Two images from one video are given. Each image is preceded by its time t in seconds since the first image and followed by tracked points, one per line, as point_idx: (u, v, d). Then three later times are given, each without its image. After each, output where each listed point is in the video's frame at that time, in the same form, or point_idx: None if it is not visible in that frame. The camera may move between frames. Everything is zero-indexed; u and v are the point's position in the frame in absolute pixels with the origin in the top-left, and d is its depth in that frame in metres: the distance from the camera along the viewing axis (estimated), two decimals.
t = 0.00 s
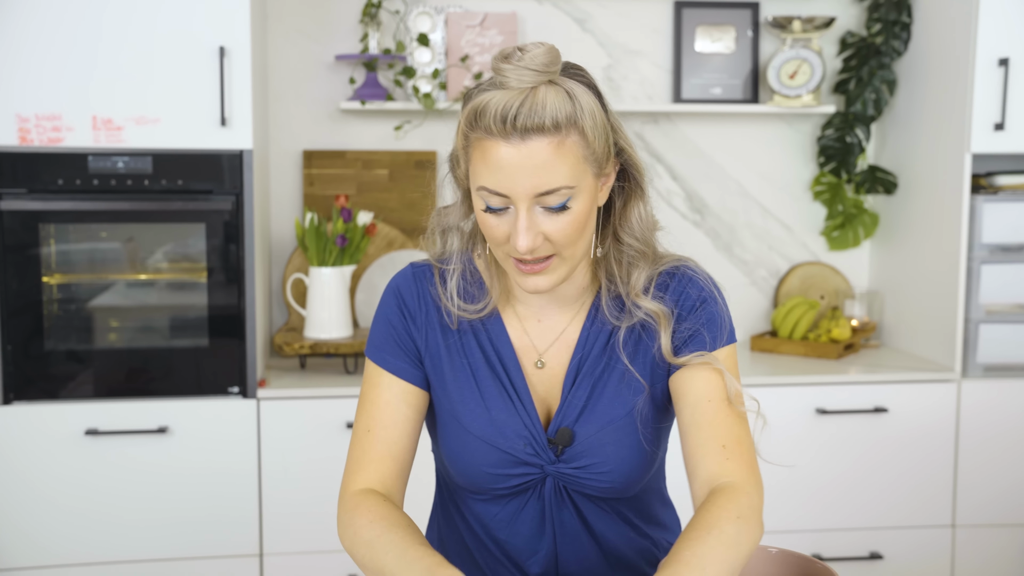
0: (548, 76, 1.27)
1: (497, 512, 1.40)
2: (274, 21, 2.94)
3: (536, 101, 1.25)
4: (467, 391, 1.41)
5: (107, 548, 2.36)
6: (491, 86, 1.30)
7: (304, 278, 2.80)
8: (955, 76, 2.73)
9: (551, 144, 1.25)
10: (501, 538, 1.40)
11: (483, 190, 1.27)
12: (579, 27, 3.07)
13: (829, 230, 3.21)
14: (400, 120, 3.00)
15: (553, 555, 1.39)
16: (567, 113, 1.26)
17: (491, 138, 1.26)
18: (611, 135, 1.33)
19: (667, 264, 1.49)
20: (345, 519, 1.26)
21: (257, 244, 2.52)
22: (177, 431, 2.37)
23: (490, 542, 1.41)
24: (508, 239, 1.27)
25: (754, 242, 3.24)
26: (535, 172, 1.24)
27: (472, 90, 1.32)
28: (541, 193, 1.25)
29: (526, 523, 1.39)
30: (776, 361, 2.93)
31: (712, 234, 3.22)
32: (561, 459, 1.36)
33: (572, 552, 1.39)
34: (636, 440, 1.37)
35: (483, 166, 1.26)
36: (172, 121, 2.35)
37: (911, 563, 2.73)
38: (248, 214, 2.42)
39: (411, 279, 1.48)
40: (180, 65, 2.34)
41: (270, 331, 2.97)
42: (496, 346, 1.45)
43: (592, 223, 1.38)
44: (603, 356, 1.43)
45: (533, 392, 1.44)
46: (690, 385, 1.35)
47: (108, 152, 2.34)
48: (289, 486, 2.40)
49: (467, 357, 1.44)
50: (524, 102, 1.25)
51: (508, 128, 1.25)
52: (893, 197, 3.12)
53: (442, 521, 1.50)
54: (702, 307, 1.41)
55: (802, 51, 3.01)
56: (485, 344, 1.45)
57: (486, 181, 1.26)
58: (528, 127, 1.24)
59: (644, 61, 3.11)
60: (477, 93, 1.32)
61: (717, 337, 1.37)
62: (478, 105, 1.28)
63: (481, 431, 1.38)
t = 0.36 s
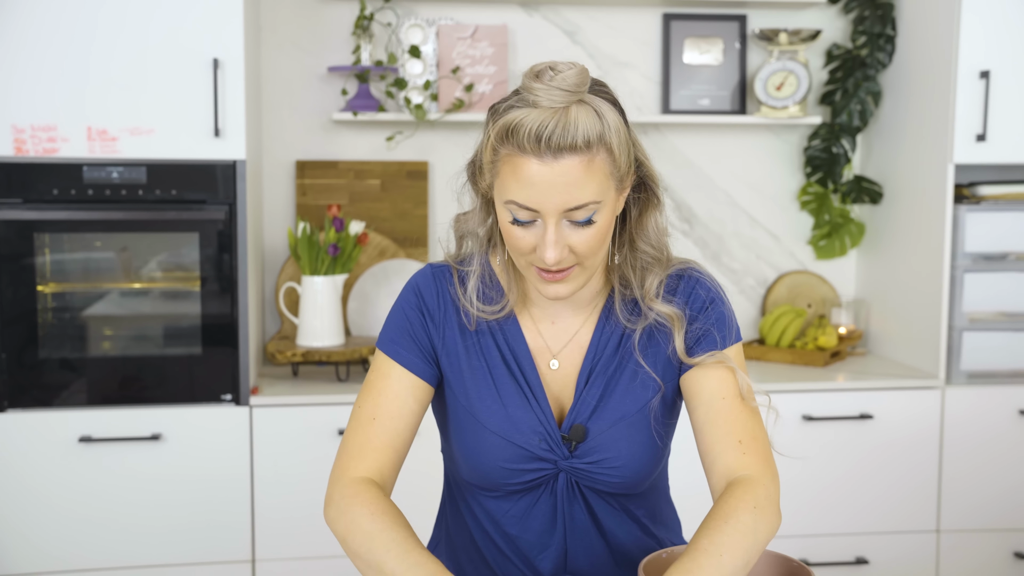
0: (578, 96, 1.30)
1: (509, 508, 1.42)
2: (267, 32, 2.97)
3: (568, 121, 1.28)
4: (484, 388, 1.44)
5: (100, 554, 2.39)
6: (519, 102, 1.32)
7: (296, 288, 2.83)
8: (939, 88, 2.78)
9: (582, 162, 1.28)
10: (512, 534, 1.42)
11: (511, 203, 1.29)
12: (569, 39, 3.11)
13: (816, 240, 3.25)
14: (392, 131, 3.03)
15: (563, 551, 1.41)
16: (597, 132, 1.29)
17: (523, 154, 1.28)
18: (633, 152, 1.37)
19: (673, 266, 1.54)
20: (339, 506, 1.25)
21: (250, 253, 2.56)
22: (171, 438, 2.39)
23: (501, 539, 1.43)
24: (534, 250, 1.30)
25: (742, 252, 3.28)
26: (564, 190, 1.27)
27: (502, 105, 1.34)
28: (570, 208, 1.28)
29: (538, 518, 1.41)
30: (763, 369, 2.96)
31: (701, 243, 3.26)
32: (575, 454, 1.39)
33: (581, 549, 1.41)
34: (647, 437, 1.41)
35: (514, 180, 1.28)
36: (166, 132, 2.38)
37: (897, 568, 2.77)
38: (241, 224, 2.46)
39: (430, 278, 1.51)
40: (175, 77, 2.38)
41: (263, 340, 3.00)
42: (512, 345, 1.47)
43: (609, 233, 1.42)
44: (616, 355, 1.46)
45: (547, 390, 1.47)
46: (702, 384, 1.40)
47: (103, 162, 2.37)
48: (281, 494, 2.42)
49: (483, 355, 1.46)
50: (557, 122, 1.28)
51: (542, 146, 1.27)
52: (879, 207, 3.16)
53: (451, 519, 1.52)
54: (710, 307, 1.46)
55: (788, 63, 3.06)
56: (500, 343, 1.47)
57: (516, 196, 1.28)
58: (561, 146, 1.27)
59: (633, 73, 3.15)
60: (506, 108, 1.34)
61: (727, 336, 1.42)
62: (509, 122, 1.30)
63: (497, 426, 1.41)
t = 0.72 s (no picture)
0: (579, 109, 1.34)
1: (499, 508, 1.44)
2: (254, 42, 3.00)
3: (571, 133, 1.31)
4: (475, 391, 1.46)
5: (88, 560, 2.40)
6: (519, 114, 1.36)
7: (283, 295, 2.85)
8: (917, 97, 2.82)
9: (583, 173, 1.30)
10: (502, 534, 1.44)
11: (511, 212, 1.31)
12: (553, 48, 3.15)
13: (798, 247, 3.30)
14: (378, 139, 3.06)
15: (551, 550, 1.44)
16: (597, 144, 1.32)
17: (525, 165, 1.30)
18: (629, 164, 1.41)
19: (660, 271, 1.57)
20: (324, 500, 1.26)
21: (237, 261, 2.58)
22: (158, 444, 2.41)
23: (490, 539, 1.46)
24: (532, 258, 1.32)
25: (725, 259, 3.32)
26: (566, 201, 1.29)
27: (504, 116, 1.37)
28: (570, 218, 1.30)
29: (527, 518, 1.44)
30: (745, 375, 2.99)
31: (685, 251, 3.30)
32: (566, 455, 1.42)
33: (569, 548, 1.44)
34: (636, 437, 1.44)
35: (515, 190, 1.31)
36: (153, 141, 2.40)
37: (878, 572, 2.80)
38: (228, 231, 2.48)
39: (421, 282, 1.53)
40: (162, 86, 2.40)
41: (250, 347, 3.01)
42: (502, 349, 1.50)
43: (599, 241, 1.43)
44: (605, 358, 1.49)
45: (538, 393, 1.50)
46: (693, 385, 1.44)
47: (90, 170, 2.39)
48: (267, 501, 2.44)
49: (475, 358, 1.49)
50: (560, 134, 1.31)
51: (545, 158, 1.30)
52: (860, 215, 3.20)
53: (438, 520, 1.54)
54: (697, 310, 1.50)
55: (770, 72, 3.10)
56: (491, 347, 1.49)
57: (516, 205, 1.31)
58: (564, 158, 1.30)
59: (618, 83, 3.19)
60: (507, 119, 1.37)
61: (714, 337, 1.47)
62: (512, 133, 1.33)
63: (489, 428, 1.43)
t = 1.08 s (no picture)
0: (581, 128, 1.34)
1: (490, 512, 1.46)
2: (241, 50, 3.01)
3: (577, 153, 1.32)
4: (468, 397, 1.46)
5: (75, 565, 2.41)
6: (521, 130, 1.36)
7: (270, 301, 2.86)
8: (897, 106, 2.87)
9: (587, 191, 1.32)
10: (492, 537, 1.45)
11: (514, 228, 1.34)
12: (538, 56, 3.18)
13: (781, 253, 3.34)
14: (364, 146, 3.08)
15: (541, 552, 1.45)
16: (601, 163, 1.34)
17: (530, 183, 1.32)
18: (623, 176, 1.44)
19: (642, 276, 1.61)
20: (316, 506, 1.22)
21: (224, 267, 2.59)
22: (145, 449, 2.41)
23: (480, 542, 1.47)
24: (533, 272, 1.35)
25: (708, 265, 3.36)
26: (571, 219, 1.31)
27: (506, 132, 1.37)
28: (573, 235, 1.33)
29: (519, 520, 1.45)
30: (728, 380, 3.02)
31: (668, 257, 3.33)
32: (560, 457, 1.44)
33: (560, 550, 1.45)
34: (625, 435, 1.48)
35: (519, 208, 1.32)
36: (140, 148, 2.42)
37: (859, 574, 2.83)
38: (214, 238, 2.49)
39: (410, 290, 1.52)
40: (149, 94, 2.41)
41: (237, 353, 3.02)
42: (493, 355, 1.50)
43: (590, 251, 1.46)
44: (595, 361, 1.52)
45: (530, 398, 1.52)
46: (681, 384, 1.49)
47: (77, 177, 2.40)
48: (254, 505, 2.45)
49: (467, 364, 1.49)
50: (566, 154, 1.32)
51: (551, 177, 1.31)
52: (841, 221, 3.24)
53: (422, 525, 1.54)
54: (679, 311, 1.55)
55: (752, 81, 3.14)
56: (482, 353, 1.50)
57: (520, 221, 1.33)
58: (570, 177, 1.31)
59: (602, 91, 3.22)
60: (507, 134, 1.37)
61: (697, 337, 1.53)
62: (515, 152, 1.33)
63: (483, 434, 1.44)
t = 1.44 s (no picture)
0: (578, 141, 1.35)
1: (480, 514, 1.46)
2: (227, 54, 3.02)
3: (576, 167, 1.34)
4: (460, 401, 1.47)
5: (62, 567, 2.40)
6: (519, 142, 1.37)
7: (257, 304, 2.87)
8: (878, 111, 2.90)
9: (586, 203, 1.34)
10: (481, 538, 1.46)
11: (513, 240, 1.35)
12: (523, 61, 3.20)
13: (765, 257, 3.37)
14: (350, 150, 3.09)
15: (530, 553, 1.46)
16: (598, 176, 1.36)
17: (530, 196, 1.33)
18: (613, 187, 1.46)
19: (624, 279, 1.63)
20: (323, 518, 1.19)
21: (211, 270, 2.59)
22: (132, 452, 2.41)
23: (468, 544, 1.47)
24: (530, 282, 1.37)
25: (693, 269, 3.39)
26: (570, 230, 1.33)
27: (503, 143, 1.38)
28: (570, 246, 1.35)
29: (509, 522, 1.46)
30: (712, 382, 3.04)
31: (653, 261, 3.36)
32: (551, 459, 1.45)
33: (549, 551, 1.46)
34: (611, 437, 1.50)
35: (519, 220, 1.34)
36: (127, 151, 2.42)
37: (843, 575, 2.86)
38: (201, 241, 2.50)
39: (399, 297, 1.50)
40: (135, 98, 2.41)
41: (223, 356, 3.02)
42: (484, 361, 1.50)
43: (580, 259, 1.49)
44: (582, 363, 1.54)
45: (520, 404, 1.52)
46: (665, 383, 1.52)
47: (64, 180, 2.40)
48: (240, 508, 2.45)
49: (458, 370, 1.49)
50: (567, 167, 1.33)
51: (551, 190, 1.32)
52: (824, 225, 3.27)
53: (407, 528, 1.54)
54: (659, 311, 1.59)
55: (736, 86, 3.17)
56: (473, 359, 1.50)
57: (520, 233, 1.34)
58: (570, 190, 1.33)
59: (588, 95, 3.25)
60: (504, 146, 1.38)
61: (677, 336, 1.56)
62: (514, 166, 1.34)
63: (476, 438, 1.44)
